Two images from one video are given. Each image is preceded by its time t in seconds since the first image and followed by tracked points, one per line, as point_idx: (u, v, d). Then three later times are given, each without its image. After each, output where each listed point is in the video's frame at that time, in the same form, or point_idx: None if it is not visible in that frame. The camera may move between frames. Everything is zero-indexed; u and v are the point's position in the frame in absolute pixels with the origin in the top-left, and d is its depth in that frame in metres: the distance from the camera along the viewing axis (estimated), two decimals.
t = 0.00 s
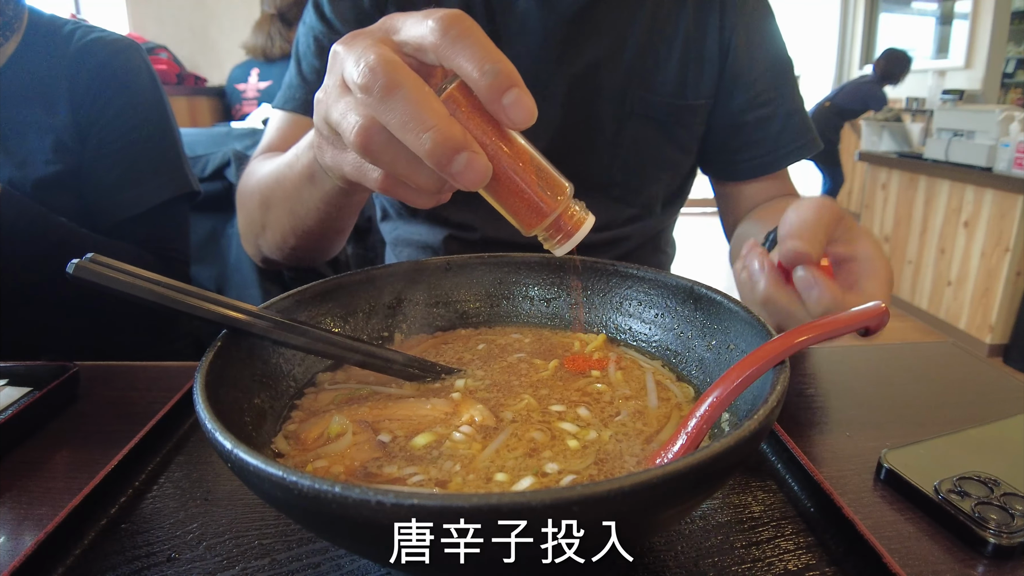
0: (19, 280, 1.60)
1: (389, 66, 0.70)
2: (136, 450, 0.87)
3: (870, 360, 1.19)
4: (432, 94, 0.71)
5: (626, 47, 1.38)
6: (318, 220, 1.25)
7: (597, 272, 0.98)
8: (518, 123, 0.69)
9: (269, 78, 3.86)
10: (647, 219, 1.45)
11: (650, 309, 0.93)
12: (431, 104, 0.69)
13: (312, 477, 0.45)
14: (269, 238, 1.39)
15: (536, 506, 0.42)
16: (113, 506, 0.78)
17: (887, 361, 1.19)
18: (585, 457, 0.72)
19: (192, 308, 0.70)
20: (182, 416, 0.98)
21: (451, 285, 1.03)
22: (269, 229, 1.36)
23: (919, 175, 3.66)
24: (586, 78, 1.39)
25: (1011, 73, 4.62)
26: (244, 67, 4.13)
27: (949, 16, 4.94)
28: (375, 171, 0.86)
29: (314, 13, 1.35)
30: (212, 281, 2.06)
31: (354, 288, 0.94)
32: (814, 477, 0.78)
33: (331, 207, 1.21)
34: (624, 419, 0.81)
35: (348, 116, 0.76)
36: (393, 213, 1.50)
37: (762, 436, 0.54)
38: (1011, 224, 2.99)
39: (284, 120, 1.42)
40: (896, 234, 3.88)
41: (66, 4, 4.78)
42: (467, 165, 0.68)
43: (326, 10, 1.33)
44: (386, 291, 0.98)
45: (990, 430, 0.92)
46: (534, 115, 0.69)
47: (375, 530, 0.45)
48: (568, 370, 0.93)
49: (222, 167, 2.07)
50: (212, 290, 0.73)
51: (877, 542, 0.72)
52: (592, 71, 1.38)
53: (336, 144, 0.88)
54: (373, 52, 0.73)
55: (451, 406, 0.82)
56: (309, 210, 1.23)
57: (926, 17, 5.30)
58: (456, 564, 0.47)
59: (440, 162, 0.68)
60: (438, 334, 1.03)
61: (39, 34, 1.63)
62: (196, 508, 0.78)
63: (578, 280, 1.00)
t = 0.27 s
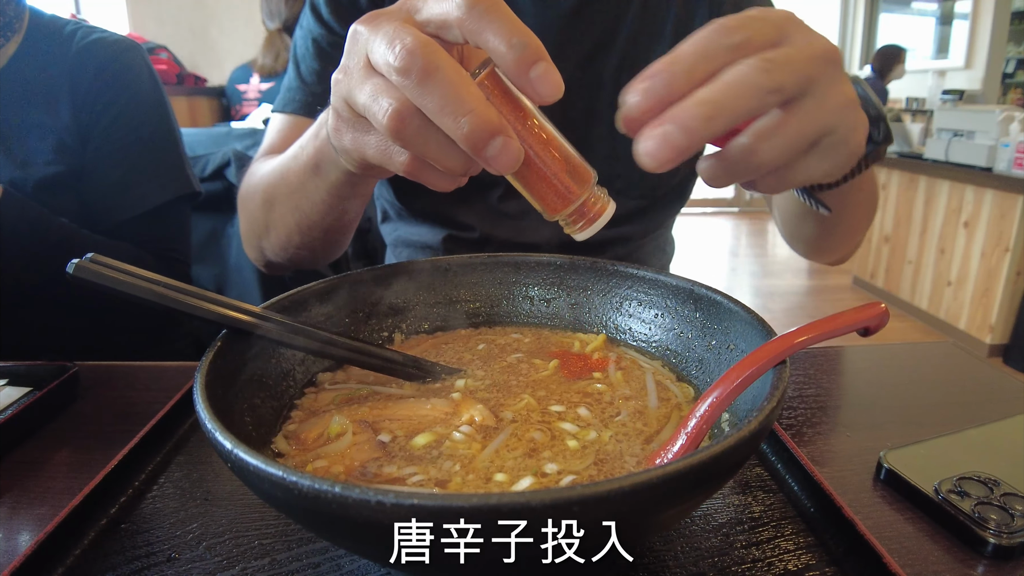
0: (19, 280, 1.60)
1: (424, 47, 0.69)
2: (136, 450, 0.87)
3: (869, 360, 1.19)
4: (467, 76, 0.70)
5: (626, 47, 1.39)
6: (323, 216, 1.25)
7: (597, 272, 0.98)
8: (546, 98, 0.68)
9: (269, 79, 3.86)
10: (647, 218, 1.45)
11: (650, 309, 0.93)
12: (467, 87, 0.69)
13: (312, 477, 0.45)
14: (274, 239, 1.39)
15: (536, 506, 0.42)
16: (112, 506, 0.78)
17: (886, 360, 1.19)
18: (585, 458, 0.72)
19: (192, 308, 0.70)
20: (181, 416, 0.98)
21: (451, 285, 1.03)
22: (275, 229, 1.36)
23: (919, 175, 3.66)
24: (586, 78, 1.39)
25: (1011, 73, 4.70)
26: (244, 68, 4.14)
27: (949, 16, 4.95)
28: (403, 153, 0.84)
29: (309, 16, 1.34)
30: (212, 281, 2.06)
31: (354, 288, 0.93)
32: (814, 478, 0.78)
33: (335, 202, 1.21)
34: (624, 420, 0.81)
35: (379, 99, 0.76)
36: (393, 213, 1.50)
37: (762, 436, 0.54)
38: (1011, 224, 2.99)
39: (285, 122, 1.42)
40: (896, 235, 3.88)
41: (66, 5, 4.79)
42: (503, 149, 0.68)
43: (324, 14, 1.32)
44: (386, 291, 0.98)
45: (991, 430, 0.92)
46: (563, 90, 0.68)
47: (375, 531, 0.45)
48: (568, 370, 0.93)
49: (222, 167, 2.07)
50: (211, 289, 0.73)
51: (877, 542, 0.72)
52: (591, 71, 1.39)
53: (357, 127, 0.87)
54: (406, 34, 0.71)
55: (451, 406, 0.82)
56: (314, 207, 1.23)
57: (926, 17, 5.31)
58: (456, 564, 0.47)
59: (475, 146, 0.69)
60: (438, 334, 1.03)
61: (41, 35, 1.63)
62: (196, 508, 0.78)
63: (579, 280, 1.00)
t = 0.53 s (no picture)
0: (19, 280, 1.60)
1: (413, 29, 0.68)
2: (136, 450, 0.87)
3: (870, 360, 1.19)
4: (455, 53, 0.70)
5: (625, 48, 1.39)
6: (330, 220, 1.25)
7: (597, 272, 0.98)
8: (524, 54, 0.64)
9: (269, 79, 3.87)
10: (647, 219, 1.45)
11: (650, 309, 0.93)
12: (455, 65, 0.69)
13: (312, 477, 0.45)
14: (286, 245, 1.39)
15: (536, 507, 0.42)
16: (112, 506, 0.78)
17: (887, 361, 1.19)
18: (585, 458, 0.72)
19: (192, 308, 0.70)
20: (181, 416, 0.98)
21: (451, 285, 1.03)
22: (285, 236, 1.37)
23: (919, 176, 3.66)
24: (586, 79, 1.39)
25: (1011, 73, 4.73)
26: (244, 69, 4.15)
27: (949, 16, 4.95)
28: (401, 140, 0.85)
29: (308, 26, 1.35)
30: (213, 282, 2.06)
31: (354, 288, 0.94)
32: (814, 478, 0.78)
33: (342, 206, 1.21)
34: (624, 420, 0.81)
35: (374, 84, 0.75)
36: (393, 214, 1.50)
37: (762, 436, 0.54)
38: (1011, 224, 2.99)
39: (290, 131, 1.42)
40: (896, 235, 3.88)
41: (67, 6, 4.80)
42: (495, 123, 0.68)
43: (322, 23, 1.33)
44: (386, 292, 0.98)
45: (991, 430, 0.92)
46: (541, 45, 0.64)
47: (376, 531, 0.45)
48: (567, 370, 0.93)
49: (222, 167, 2.07)
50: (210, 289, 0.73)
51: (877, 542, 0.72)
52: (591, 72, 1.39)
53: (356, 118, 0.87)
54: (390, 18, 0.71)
55: (451, 407, 0.82)
56: (321, 210, 1.24)
57: (926, 18, 5.31)
58: (456, 564, 0.47)
59: (468, 121, 0.69)
60: (438, 334, 1.03)
61: (45, 35, 1.63)
62: (196, 508, 0.78)
63: (579, 280, 1.00)
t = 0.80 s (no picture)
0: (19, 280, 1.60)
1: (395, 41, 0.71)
2: (136, 450, 0.87)
3: (868, 360, 1.19)
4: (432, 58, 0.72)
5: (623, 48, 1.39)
6: (316, 225, 1.26)
7: (597, 273, 0.98)
8: (453, 68, 0.66)
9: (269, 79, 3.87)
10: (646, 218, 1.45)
11: (650, 309, 0.93)
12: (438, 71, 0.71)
13: (312, 477, 0.45)
14: (277, 247, 1.40)
15: (536, 507, 0.42)
16: (112, 506, 0.78)
17: (886, 361, 1.19)
18: (585, 458, 0.72)
19: (191, 309, 0.70)
20: (181, 415, 0.98)
21: (451, 285, 1.03)
22: (277, 237, 1.37)
23: (919, 176, 3.66)
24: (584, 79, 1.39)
25: (1011, 73, 4.71)
26: (243, 69, 4.15)
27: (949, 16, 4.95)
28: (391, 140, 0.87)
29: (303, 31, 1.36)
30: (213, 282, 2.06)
31: (354, 288, 0.94)
32: (814, 478, 0.78)
33: (326, 211, 1.22)
34: (624, 420, 0.81)
35: (346, 101, 0.77)
36: (393, 215, 1.50)
37: (762, 437, 0.54)
38: (1011, 224, 2.99)
39: (284, 133, 1.42)
40: (896, 235, 3.88)
41: (67, 6, 4.81)
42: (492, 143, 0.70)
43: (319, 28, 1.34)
44: (386, 292, 0.98)
45: (990, 430, 0.93)
46: (471, 57, 0.66)
47: (376, 530, 0.45)
48: (567, 370, 0.93)
49: (222, 168, 2.07)
50: (210, 290, 0.73)
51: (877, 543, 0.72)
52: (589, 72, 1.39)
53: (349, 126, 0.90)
54: (366, 32, 0.71)
55: (451, 407, 0.82)
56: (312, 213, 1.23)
57: (926, 18, 5.31)
58: (456, 564, 0.47)
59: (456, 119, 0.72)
60: (438, 334, 1.03)
61: (51, 37, 1.63)
62: (196, 508, 0.78)
63: (578, 281, 1.00)
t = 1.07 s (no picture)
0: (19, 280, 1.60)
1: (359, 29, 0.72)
2: (136, 450, 0.87)
3: (869, 360, 1.19)
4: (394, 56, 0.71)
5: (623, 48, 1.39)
6: (322, 228, 1.27)
7: (597, 273, 0.99)
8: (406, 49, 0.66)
9: (269, 79, 3.87)
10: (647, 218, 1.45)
11: (650, 309, 0.93)
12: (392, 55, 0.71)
13: (312, 477, 0.45)
14: (284, 252, 1.41)
15: (536, 507, 0.42)
16: (112, 506, 0.78)
17: (886, 361, 1.19)
18: (585, 459, 0.72)
19: (191, 309, 0.70)
20: (182, 415, 0.98)
21: (451, 285, 1.03)
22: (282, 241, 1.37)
23: (919, 176, 3.66)
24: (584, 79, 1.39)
25: (1011, 73, 4.63)
26: (240, 70, 4.14)
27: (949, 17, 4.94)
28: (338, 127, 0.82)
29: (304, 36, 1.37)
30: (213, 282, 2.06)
31: (354, 288, 0.93)
32: (814, 478, 0.78)
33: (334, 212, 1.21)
34: (624, 420, 0.81)
35: (314, 98, 0.78)
36: (394, 216, 1.50)
37: (762, 436, 0.54)
38: (1011, 224, 2.99)
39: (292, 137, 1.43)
40: (896, 235, 3.88)
41: (67, 6, 4.81)
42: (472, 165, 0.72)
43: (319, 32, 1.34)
44: (387, 292, 0.98)
45: (991, 430, 0.93)
46: (422, 36, 0.66)
47: (376, 531, 0.45)
48: (567, 370, 0.93)
49: (222, 167, 2.07)
50: (210, 290, 0.73)
51: (878, 543, 0.72)
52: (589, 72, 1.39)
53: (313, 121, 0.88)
54: (328, 34, 0.73)
55: (451, 407, 0.82)
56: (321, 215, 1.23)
57: (926, 18, 5.30)
58: (456, 564, 0.47)
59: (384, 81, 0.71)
60: (438, 334, 1.03)
61: (53, 38, 1.64)
62: (196, 508, 0.78)
63: (578, 281, 1.00)
